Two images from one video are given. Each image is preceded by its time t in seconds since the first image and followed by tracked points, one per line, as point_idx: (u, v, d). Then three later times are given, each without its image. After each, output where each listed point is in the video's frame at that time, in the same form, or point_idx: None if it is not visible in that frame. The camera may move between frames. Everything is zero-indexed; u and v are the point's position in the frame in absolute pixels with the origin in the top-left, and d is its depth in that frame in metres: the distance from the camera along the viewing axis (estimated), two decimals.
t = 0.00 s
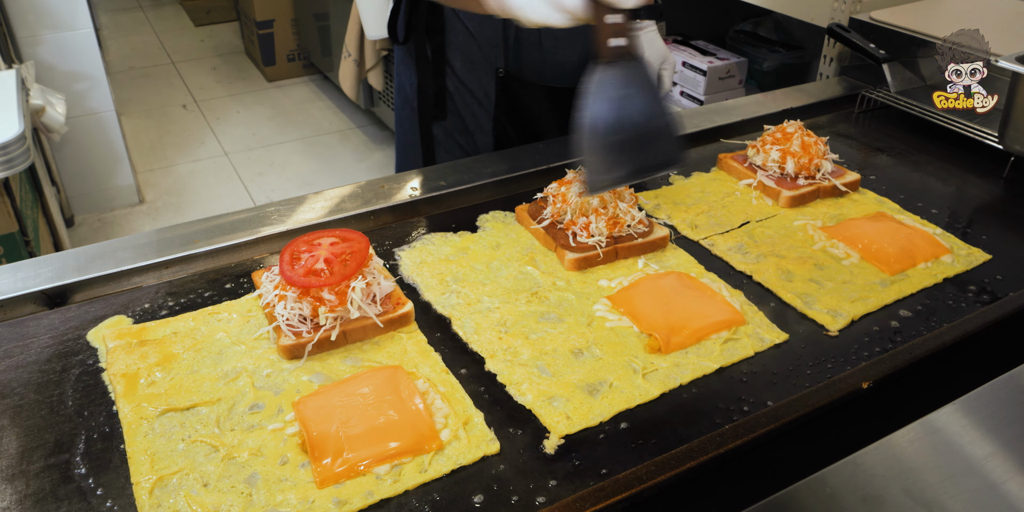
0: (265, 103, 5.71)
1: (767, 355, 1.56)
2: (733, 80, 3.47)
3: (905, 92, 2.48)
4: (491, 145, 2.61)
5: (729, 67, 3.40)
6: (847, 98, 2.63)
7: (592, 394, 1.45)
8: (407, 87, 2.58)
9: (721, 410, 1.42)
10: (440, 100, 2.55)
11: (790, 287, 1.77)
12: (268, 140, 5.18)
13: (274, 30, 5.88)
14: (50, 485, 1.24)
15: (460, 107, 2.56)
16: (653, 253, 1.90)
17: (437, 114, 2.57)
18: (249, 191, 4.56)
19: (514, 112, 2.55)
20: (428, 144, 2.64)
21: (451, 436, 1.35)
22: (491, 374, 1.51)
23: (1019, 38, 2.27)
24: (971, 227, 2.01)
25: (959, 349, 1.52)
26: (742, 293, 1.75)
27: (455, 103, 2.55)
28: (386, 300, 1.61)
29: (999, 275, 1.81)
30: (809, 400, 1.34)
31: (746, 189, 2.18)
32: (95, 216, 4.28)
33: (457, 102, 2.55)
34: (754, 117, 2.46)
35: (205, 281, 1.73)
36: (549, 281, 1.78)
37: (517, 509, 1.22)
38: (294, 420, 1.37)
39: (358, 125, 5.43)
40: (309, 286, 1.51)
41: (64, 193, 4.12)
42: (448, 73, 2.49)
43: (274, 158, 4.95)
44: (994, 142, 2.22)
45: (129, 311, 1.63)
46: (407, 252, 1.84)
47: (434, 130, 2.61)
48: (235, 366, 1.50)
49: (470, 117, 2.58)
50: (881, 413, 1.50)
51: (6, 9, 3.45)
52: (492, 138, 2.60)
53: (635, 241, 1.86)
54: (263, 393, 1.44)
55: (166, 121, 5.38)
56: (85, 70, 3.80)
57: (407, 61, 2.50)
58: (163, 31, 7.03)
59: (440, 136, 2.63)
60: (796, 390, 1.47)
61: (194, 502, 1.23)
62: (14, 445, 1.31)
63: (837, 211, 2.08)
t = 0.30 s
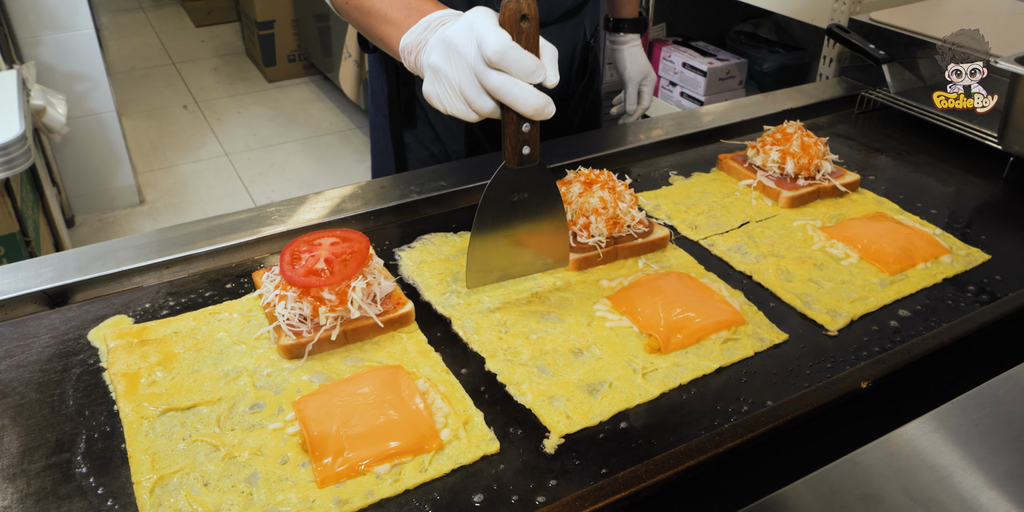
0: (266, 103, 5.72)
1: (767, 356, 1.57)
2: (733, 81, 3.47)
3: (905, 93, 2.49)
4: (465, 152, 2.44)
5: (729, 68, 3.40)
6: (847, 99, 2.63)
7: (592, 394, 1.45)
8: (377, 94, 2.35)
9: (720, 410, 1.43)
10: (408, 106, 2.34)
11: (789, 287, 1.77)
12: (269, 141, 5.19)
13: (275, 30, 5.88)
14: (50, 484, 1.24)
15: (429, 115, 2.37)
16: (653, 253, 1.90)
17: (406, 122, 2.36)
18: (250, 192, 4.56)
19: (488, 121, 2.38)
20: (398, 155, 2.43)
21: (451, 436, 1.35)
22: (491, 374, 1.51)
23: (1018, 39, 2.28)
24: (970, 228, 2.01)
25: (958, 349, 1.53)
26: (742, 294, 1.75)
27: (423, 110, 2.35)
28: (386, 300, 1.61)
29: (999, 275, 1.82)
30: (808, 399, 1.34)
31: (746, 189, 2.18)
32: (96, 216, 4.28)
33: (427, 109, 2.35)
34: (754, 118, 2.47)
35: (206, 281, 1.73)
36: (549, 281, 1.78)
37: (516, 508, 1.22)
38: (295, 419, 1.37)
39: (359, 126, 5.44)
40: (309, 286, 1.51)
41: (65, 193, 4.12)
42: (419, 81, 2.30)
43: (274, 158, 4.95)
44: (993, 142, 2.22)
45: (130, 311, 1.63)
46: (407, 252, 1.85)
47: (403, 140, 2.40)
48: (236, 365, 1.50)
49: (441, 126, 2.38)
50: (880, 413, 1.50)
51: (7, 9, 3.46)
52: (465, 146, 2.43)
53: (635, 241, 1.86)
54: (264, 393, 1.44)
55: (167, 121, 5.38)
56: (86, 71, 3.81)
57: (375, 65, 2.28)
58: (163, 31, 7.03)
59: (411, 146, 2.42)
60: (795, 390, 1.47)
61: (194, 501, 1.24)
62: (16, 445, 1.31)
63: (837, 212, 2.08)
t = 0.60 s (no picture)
0: (266, 104, 5.72)
1: (767, 356, 1.57)
2: (733, 81, 3.47)
3: (905, 93, 2.50)
4: (456, 153, 2.45)
5: (730, 68, 3.40)
6: (847, 100, 2.63)
7: (592, 394, 1.45)
8: (371, 96, 2.35)
9: (720, 411, 1.43)
10: (400, 109, 2.34)
11: (789, 288, 1.77)
12: (269, 141, 5.19)
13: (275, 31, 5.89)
14: (51, 484, 1.25)
15: (421, 118, 2.36)
16: (653, 254, 1.90)
17: (399, 126, 2.35)
18: (250, 193, 4.57)
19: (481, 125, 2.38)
20: (391, 157, 2.43)
21: (451, 436, 1.35)
22: (492, 375, 1.51)
23: (1018, 40, 2.28)
24: (970, 229, 2.01)
25: (957, 349, 1.53)
26: (742, 294, 1.75)
27: (415, 112, 2.35)
28: (386, 301, 1.62)
29: (999, 276, 1.82)
30: (808, 400, 1.34)
31: (746, 190, 2.18)
32: (97, 217, 4.29)
33: (418, 112, 2.34)
34: (753, 118, 2.47)
35: (206, 282, 1.74)
36: (549, 282, 1.78)
37: (516, 509, 1.22)
38: (296, 419, 1.38)
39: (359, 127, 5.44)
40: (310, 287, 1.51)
41: (66, 194, 4.13)
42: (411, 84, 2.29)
43: (275, 159, 4.96)
44: (993, 143, 2.22)
45: (130, 312, 1.63)
46: (407, 253, 1.85)
47: (395, 142, 2.39)
48: (236, 366, 1.51)
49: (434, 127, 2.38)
50: (880, 413, 1.51)
51: (8, 11, 3.46)
52: (457, 148, 2.44)
53: (635, 242, 1.86)
54: (264, 393, 1.44)
55: (167, 122, 5.39)
56: (87, 72, 3.82)
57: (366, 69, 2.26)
58: (163, 32, 7.04)
59: (403, 148, 2.42)
60: (795, 390, 1.47)
61: (195, 501, 1.24)
62: (17, 445, 1.31)
63: (837, 212, 2.08)
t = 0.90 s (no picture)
0: (267, 105, 5.73)
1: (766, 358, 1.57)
2: (733, 83, 3.47)
3: (905, 94, 2.50)
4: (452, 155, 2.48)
5: (730, 70, 3.41)
6: (847, 101, 2.63)
7: (592, 395, 1.46)
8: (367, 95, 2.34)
9: (719, 412, 1.43)
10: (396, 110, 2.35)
11: (789, 289, 1.77)
12: (270, 143, 5.20)
13: (276, 33, 5.89)
14: (51, 485, 1.25)
15: (417, 118, 2.39)
16: (653, 255, 1.90)
17: (395, 126, 2.37)
18: (251, 194, 4.57)
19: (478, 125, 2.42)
20: (387, 159, 2.43)
21: (451, 437, 1.35)
22: (492, 376, 1.51)
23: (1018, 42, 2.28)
24: (970, 230, 2.01)
25: (957, 350, 1.53)
26: (742, 295, 1.76)
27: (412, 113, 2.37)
28: (386, 302, 1.62)
29: (999, 277, 1.82)
30: (808, 401, 1.34)
31: (746, 191, 2.18)
32: (97, 218, 4.29)
33: (415, 113, 2.37)
34: (754, 119, 2.47)
35: (207, 283, 1.74)
36: (549, 283, 1.78)
37: (516, 509, 1.22)
38: (296, 420, 1.38)
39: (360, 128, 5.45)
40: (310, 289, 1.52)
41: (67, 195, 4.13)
42: (407, 84, 2.31)
43: (275, 161, 4.96)
44: (993, 144, 2.22)
45: (131, 313, 1.63)
46: (407, 254, 1.85)
47: (391, 142, 2.41)
48: (237, 367, 1.51)
49: (430, 129, 2.41)
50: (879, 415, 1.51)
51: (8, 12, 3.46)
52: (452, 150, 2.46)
53: (635, 243, 1.86)
54: (265, 394, 1.45)
55: (168, 123, 5.39)
56: (87, 73, 3.82)
57: (365, 70, 2.28)
58: (164, 33, 7.05)
59: (399, 149, 2.43)
60: (795, 391, 1.47)
61: (195, 502, 1.24)
62: (17, 446, 1.31)
63: (837, 213, 2.08)
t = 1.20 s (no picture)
0: (267, 106, 5.73)
1: (766, 358, 1.57)
2: (733, 84, 3.47)
3: (906, 95, 2.47)
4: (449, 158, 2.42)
5: (731, 71, 3.41)
6: (847, 102, 2.64)
7: (592, 395, 1.46)
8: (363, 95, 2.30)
9: (720, 412, 1.43)
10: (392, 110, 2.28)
11: (789, 289, 1.77)
12: (270, 144, 5.20)
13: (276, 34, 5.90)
14: (53, 485, 1.25)
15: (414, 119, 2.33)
16: (653, 256, 1.90)
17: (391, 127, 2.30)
18: (251, 194, 4.57)
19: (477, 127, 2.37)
20: (384, 158, 2.38)
21: (452, 437, 1.36)
22: (492, 376, 1.52)
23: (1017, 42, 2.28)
24: (970, 230, 2.02)
25: (957, 350, 1.53)
26: (742, 296, 1.76)
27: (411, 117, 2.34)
28: (387, 302, 1.62)
29: (999, 278, 1.82)
30: (808, 401, 1.34)
31: (746, 192, 2.18)
32: (98, 219, 4.29)
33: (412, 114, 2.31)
34: (754, 120, 2.47)
35: (207, 283, 1.74)
36: (549, 284, 1.79)
37: (517, 509, 1.22)
38: (296, 420, 1.38)
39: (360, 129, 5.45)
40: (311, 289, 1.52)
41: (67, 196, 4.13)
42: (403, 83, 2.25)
43: (276, 161, 4.97)
44: (993, 145, 2.23)
45: (131, 313, 1.63)
46: (408, 254, 1.85)
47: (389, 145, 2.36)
48: (237, 367, 1.51)
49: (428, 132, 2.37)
50: (879, 415, 1.51)
51: (8, 13, 3.46)
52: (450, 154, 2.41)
53: (635, 243, 1.87)
54: (265, 394, 1.45)
55: (168, 124, 5.40)
56: (88, 74, 3.83)
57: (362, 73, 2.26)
58: (164, 34, 7.05)
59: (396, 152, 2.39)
60: (794, 392, 1.47)
61: (196, 502, 1.24)
62: (18, 446, 1.32)
63: (837, 214, 2.08)
